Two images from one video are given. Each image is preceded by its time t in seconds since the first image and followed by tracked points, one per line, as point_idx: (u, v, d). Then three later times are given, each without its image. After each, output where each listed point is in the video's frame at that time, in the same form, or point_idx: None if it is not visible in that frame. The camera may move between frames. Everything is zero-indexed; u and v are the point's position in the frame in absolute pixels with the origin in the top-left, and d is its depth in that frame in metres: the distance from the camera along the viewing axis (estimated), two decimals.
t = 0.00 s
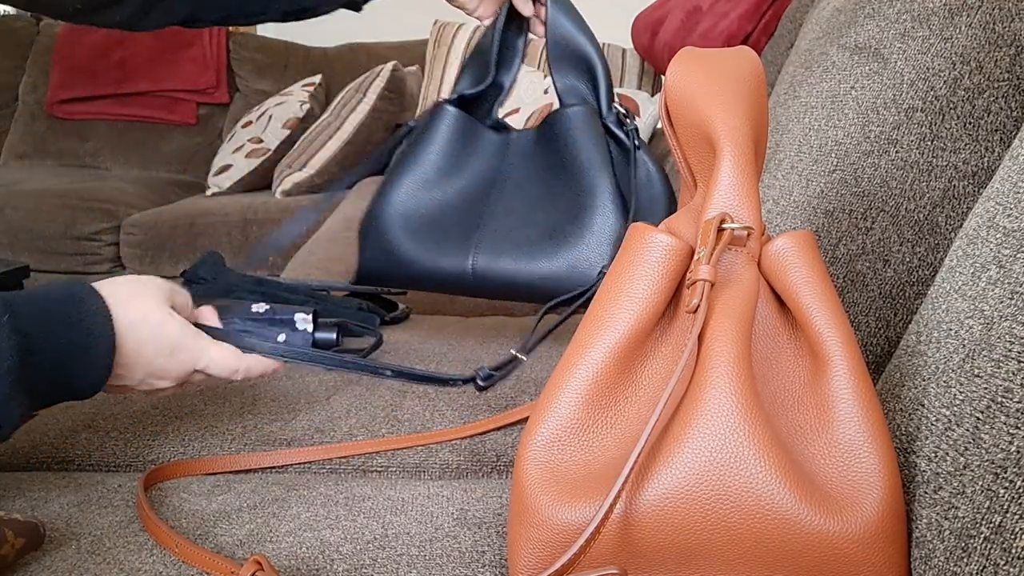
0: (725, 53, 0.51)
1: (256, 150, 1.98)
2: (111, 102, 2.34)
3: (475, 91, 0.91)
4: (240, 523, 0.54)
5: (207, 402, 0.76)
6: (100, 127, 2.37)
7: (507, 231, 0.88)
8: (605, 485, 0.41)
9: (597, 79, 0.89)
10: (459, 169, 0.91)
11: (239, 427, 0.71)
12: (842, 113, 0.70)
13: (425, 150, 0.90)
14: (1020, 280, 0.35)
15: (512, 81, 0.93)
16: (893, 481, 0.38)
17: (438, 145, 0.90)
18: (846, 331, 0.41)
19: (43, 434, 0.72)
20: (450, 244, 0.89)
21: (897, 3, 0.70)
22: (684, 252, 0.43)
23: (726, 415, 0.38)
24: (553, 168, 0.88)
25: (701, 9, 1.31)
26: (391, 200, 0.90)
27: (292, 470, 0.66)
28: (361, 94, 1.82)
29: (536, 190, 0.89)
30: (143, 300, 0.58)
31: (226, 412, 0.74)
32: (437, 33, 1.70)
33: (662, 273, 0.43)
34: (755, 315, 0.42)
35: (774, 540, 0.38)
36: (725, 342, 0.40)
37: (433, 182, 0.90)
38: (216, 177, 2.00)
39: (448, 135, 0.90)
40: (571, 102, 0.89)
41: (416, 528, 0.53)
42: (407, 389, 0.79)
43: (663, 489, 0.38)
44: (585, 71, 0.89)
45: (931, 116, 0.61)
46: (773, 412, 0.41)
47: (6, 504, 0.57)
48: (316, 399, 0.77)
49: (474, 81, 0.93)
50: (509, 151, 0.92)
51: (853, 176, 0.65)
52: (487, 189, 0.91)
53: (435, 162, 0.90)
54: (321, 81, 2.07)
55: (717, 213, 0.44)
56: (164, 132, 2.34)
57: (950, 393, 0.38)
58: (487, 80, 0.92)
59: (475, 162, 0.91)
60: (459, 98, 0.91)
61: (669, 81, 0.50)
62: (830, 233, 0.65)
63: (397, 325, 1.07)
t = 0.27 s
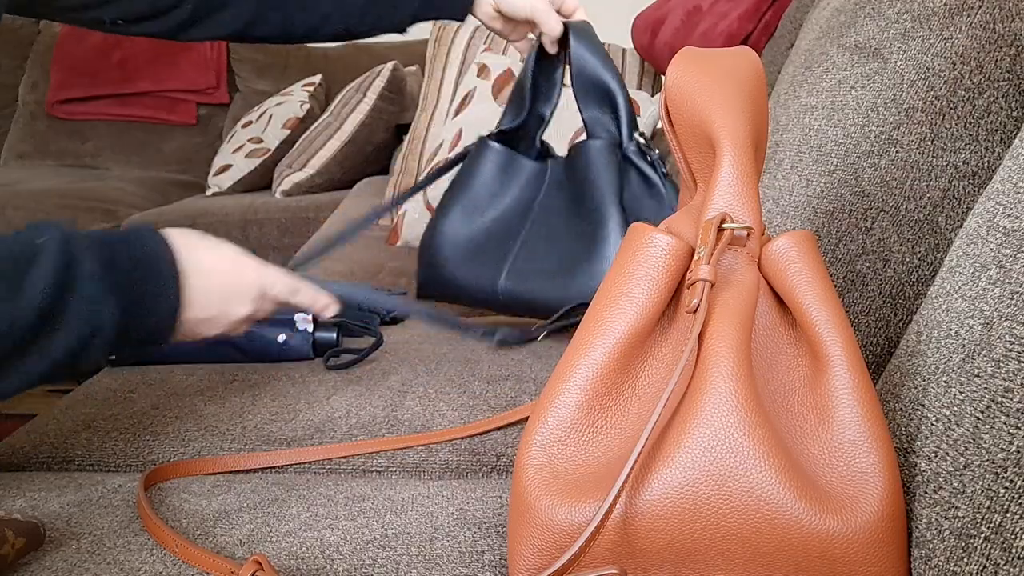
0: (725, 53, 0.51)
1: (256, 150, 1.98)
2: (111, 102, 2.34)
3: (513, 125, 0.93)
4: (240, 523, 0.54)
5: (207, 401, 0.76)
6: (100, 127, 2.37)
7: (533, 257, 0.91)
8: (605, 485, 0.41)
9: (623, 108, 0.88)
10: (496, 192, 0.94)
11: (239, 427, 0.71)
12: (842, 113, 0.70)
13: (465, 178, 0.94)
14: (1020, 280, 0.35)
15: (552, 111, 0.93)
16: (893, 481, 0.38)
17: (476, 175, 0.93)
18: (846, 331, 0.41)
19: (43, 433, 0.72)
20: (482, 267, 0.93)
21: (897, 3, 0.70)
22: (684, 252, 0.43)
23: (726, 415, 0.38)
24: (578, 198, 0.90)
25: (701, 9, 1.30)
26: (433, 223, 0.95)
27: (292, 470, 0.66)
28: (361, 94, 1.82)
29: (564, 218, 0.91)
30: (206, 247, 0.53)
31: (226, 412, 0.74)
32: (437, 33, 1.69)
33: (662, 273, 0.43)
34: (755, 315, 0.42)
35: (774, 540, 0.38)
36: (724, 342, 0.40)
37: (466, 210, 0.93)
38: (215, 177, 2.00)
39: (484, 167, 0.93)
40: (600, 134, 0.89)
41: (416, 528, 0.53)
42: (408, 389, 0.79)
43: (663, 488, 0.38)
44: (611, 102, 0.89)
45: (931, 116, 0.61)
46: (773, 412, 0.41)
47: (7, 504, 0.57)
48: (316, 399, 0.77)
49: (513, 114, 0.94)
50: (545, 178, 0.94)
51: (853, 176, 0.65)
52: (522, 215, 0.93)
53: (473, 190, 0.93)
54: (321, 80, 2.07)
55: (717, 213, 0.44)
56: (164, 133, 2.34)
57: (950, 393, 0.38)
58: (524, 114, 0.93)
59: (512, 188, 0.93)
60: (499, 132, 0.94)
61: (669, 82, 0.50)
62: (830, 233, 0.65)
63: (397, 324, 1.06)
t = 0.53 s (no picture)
0: (724, 53, 0.51)
1: (256, 150, 1.98)
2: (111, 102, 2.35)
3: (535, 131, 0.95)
4: (240, 523, 0.54)
5: (208, 401, 0.76)
6: (100, 127, 2.37)
7: (522, 262, 0.91)
8: (605, 485, 0.41)
9: (618, 123, 0.87)
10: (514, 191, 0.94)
11: (239, 427, 0.71)
12: (842, 113, 0.70)
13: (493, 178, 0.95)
14: (1020, 280, 0.35)
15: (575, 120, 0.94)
16: (893, 481, 0.38)
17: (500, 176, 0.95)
18: (846, 331, 0.40)
19: (43, 433, 0.72)
20: (486, 265, 0.95)
21: (897, 3, 0.70)
22: (684, 252, 0.43)
23: (726, 415, 0.38)
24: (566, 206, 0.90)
25: (701, 10, 1.30)
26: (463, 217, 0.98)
27: (292, 469, 0.66)
28: (361, 94, 1.82)
29: (556, 228, 0.90)
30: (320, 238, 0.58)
31: (226, 412, 0.74)
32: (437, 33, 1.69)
33: (662, 273, 0.43)
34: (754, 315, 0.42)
35: (774, 539, 0.38)
36: (724, 342, 0.40)
37: (477, 210, 0.96)
38: (215, 177, 2.00)
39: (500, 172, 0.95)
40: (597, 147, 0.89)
41: (416, 528, 0.53)
42: (408, 388, 0.79)
43: (663, 488, 0.38)
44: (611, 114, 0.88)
45: (931, 116, 0.61)
46: (772, 412, 0.41)
47: (7, 504, 0.58)
48: (316, 399, 0.77)
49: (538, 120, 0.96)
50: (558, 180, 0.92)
51: (853, 176, 0.65)
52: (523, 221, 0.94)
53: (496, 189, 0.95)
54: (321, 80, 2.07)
55: (717, 213, 0.44)
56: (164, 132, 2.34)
57: (950, 393, 0.38)
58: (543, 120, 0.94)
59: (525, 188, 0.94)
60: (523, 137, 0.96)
61: (669, 81, 0.50)
62: (830, 233, 0.65)
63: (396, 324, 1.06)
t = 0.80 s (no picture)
0: (724, 53, 0.51)
1: (256, 150, 1.98)
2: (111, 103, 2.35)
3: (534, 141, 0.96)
4: (240, 523, 0.54)
5: (208, 401, 0.76)
6: (100, 127, 2.37)
7: (520, 266, 0.93)
8: (605, 485, 0.41)
9: (613, 131, 0.88)
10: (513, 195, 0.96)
11: (240, 427, 0.71)
12: (842, 113, 0.70)
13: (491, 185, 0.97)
14: (1020, 280, 0.35)
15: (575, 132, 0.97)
16: (893, 481, 0.38)
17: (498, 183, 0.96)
18: (846, 331, 0.40)
19: (43, 433, 0.72)
20: (487, 268, 0.96)
21: (897, 3, 0.70)
22: (684, 252, 0.43)
23: (726, 415, 0.38)
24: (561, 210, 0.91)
25: (701, 9, 1.30)
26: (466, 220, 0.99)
27: (292, 469, 0.66)
28: (361, 94, 1.82)
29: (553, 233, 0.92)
30: (341, 304, 0.57)
31: (227, 412, 0.74)
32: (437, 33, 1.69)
33: (662, 272, 0.43)
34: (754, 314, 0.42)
35: (774, 539, 0.38)
36: (724, 342, 0.40)
37: (480, 216, 0.97)
38: (215, 177, 2.00)
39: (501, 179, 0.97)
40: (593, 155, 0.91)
41: (416, 528, 0.53)
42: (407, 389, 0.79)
43: (663, 488, 0.38)
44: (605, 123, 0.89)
45: (931, 116, 0.61)
46: (772, 412, 0.41)
47: (8, 504, 0.57)
48: (316, 399, 0.77)
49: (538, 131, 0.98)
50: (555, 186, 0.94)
51: (853, 176, 0.65)
52: (523, 228, 0.95)
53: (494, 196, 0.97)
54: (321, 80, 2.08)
55: (717, 213, 0.44)
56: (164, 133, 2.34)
57: (950, 393, 0.38)
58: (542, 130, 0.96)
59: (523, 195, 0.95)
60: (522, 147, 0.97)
61: (669, 81, 0.50)
62: (830, 233, 0.65)
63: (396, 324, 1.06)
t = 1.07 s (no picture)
0: (724, 53, 0.51)
1: (256, 150, 1.98)
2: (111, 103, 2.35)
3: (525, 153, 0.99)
4: (240, 523, 0.54)
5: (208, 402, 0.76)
6: (100, 127, 2.37)
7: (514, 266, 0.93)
8: (605, 485, 0.41)
9: (594, 132, 0.92)
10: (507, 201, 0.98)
11: (239, 427, 0.71)
12: (842, 113, 0.70)
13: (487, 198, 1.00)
14: (1020, 280, 0.35)
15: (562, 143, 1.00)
16: (893, 481, 0.38)
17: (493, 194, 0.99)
18: (846, 332, 0.40)
19: (43, 433, 0.72)
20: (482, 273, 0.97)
21: (897, 3, 0.70)
22: (683, 252, 0.43)
23: (726, 415, 0.38)
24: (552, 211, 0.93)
25: (701, 9, 1.31)
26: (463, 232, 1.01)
27: (292, 469, 0.66)
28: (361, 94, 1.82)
29: (543, 230, 0.93)
30: (185, 292, 0.47)
31: (226, 412, 0.74)
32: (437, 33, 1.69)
33: (662, 272, 0.43)
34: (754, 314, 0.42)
35: (774, 539, 0.38)
36: (725, 342, 0.40)
37: (476, 226, 0.99)
38: (215, 177, 2.01)
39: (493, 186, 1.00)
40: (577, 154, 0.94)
41: (416, 528, 0.53)
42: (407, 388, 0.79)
43: (663, 488, 0.38)
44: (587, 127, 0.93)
45: (931, 116, 0.61)
46: (773, 412, 0.41)
47: (7, 504, 0.57)
48: (316, 399, 0.77)
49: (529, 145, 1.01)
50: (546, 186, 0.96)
51: (853, 175, 0.65)
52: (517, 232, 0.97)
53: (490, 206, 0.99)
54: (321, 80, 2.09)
55: (717, 213, 0.44)
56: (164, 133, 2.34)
57: (950, 393, 0.38)
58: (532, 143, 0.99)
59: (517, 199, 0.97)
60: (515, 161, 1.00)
61: (669, 82, 0.50)
62: (830, 233, 0.65)
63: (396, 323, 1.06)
